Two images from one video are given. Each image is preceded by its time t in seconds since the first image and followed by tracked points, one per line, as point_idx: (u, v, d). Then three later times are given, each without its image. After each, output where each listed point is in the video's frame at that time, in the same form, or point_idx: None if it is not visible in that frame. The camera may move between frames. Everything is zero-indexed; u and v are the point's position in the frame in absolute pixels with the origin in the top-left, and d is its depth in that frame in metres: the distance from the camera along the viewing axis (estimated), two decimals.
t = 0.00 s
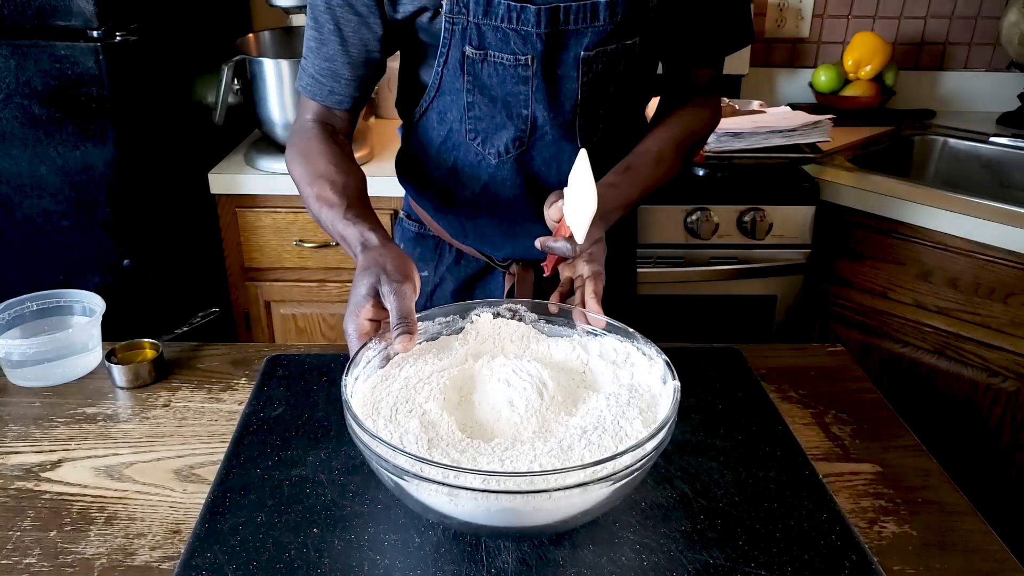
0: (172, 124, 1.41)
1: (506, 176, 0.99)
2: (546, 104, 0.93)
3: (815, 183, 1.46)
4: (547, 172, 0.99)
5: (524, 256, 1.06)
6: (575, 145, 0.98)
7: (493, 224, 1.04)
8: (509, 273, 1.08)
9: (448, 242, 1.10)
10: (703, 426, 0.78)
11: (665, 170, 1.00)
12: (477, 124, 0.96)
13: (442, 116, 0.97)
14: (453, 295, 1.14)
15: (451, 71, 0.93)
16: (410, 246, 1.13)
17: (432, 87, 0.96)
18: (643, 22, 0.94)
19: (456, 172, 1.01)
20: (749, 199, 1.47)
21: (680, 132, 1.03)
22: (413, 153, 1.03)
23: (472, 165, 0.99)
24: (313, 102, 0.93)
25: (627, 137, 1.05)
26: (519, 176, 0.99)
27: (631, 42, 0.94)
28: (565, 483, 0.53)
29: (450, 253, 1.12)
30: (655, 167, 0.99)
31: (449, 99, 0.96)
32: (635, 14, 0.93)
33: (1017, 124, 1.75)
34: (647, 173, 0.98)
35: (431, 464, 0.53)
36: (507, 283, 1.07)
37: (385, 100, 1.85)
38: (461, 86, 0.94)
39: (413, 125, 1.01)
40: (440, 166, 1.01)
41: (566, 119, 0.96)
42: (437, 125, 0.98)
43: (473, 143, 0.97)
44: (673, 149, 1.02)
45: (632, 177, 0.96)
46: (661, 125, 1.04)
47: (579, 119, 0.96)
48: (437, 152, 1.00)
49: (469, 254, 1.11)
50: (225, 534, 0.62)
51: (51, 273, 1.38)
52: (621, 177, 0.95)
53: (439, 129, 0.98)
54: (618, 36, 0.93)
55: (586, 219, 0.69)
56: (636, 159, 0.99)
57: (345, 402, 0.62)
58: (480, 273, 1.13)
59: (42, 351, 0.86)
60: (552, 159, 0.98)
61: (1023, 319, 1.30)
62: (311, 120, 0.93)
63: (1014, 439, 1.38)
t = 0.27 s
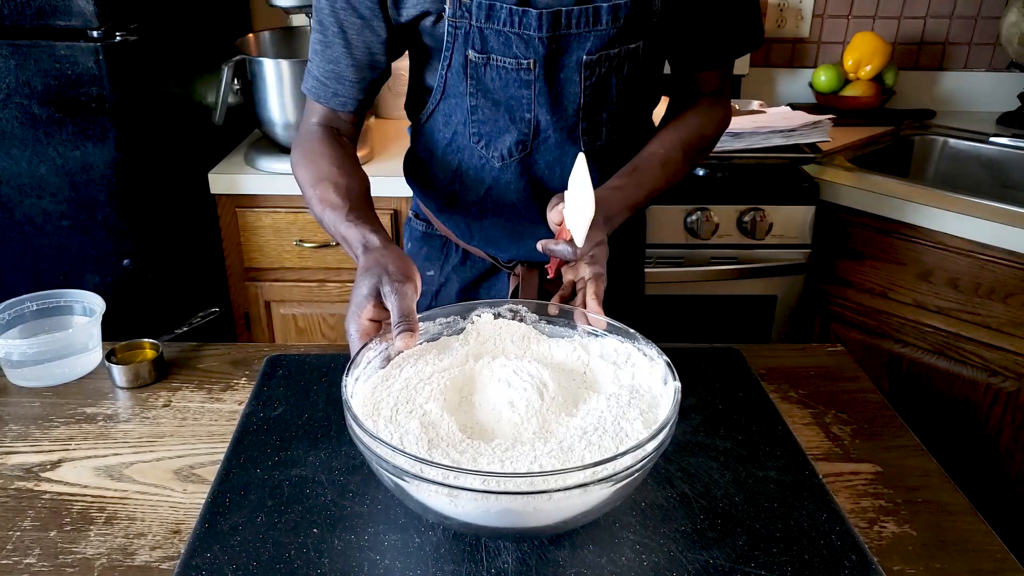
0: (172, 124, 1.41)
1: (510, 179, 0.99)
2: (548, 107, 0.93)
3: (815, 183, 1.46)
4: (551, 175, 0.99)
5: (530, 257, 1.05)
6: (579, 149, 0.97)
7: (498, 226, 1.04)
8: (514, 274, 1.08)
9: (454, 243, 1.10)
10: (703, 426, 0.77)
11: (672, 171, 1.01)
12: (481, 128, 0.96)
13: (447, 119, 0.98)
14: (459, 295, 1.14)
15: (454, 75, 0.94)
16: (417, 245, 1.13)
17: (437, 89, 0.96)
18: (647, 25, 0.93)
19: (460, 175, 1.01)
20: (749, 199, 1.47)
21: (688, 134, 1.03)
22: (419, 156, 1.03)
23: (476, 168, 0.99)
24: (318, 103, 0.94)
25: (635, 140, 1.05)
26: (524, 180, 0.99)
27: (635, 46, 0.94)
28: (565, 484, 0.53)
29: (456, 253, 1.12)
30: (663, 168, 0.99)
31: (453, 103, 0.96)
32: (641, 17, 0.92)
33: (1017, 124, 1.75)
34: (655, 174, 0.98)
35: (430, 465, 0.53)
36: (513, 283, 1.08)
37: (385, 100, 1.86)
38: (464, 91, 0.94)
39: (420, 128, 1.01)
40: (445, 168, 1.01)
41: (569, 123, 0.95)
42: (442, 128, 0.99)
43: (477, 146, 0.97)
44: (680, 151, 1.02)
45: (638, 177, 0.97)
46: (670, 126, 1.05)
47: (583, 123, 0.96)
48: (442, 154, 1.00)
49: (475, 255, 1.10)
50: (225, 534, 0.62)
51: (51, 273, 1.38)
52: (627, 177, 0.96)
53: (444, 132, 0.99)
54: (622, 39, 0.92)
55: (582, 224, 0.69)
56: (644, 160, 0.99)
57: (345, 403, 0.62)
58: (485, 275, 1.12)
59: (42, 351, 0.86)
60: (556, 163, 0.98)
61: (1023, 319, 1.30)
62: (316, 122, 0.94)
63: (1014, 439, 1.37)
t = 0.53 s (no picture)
0: (173, 124, 1.41)
1: (517, 172, 0.99)
2: (555, 98, 0.94)
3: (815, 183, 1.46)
4: (559, 170, 0.99)
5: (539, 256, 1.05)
6: (587, 141, 0.97)
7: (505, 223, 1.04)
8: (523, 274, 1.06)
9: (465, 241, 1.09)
10: (703, 427, 0.77)
11: (684, 174, 0.98)
12: (489, 120, 0.97)
13: (457, 113, 0.99)
14: (469, 294, 1.13)
15: (465, 66, 0.95)
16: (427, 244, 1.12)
17: (448, 81, 0.97)
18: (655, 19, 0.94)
19: (469, 170, 1.01)
20: (749, 199, 1.47)
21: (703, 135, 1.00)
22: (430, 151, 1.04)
23: (485, 162, 1.00)
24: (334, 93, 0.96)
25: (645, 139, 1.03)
26: (532, 173, 0.99)
27: (643, 39, 0.94)
28: (565, 485, 0.53)
29: (467, 252, 1.11)
30: (674, 172, 0.97)
31: (463, 95, 0.97)
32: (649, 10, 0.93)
33: (1017, 124, 1.75)
34: (666, 177, 0.96)
35: (430, 465, 0.53)
36: (519, 284, 1.02)
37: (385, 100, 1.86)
38: (474, 81, 0.95)
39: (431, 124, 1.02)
40: (455, 164, 1.02)
41: (576, 114, 0.95)
42: (452, 122, 1.00)
43: (485, 138, 0.98)
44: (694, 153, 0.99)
45: (648, 181, 0.94)
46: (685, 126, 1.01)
47: (590, 117, 0.96)
48: (452, 148, 1.01)
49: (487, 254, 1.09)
50: (225, 534, 0.62)
51: (52, 273, 1.38)
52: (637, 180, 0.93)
53: (454, 126, 1.00)
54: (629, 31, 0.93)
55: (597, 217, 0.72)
56: (655, 163, 0.96)
57: (345, 403, 0.62)
58: (495, 275, 1.12)
59: (42, 351, 0.86)
60: (563, 156, 0.98)
61: None
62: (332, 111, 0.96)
63: (1014, 439, 1.37)
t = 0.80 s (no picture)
0: (173, 124, 1.41)
1: (534, 150, 0.99)
2: (575, 75, 0.94)
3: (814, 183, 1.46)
4: (575, 152, 0.99)
5: (549, 245, 1.04)
6: (604, 120, 0.97)
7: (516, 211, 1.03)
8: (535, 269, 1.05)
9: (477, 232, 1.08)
10: (703, 427, 0.77)
11: (712, 153, 1.01)
12: (507, 98, 0.96)
13: (474, 91, 0.99)
14: (479, 287, 1.12)
15: (484, 42, 0.95)
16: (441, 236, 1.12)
17: (467, 58, 0.97)
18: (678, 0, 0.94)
19: (485, 150, 1.01)
20: (749, 199, 1.47)
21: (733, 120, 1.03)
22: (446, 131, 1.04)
23: (501, 142, 1.00)
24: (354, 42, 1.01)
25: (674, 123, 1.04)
26: (546, 154, 0.99)
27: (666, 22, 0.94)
28: (565, 485, 0.53)
29: (478, 245, 1.10)
30: (703, 148, 0.99)
31: (480, 74, 0.97)
32: None
33: (1017, 123, 1.75)
34: (695, 153, 0.98)
35: (430, 465, 0.53)
36: (530, 277, 1.05)
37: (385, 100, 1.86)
38: (493, 57, 0.95)
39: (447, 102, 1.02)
40: (471, 145, 1.02)
41: (594, 93, 0.95)
42: (469, 100, 1.00)
43: (502, 117, 0.98)
44: (724, 134, 1.02)
45: (678, 154, 0.96)
46: (719, 111, 1.05)
47: (608, 95, 0.96)
48: (469, 127, 1.01)
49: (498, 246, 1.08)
50: (225, 534, 0.62)
51: (52, 273, 1.38)
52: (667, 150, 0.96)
53: (471, 105, 1.00)
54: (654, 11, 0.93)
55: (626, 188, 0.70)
56: (686, 138, 1.00)
57: (345, 403, 0.62)
58: (506, 269, 1.10)
59: (42, 351, 0.86)
60: (580, 136, 0.98)
61: None
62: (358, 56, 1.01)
63: (1014, 438, 1.38)
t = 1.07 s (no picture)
0: (173, 124, 1.41)
1: (520, 142, 0.99)
2: (560, 66, 0.95)
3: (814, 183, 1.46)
4: (563, 144, 0.99)
5: (541, 237, 1.04)
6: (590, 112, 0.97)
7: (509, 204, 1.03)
8: (526, 260, 1.06)
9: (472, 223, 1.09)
10: (703, 427, 0.77)
11: (721, 140, 1.00)
12: (494, 88, 0.98)
13: (464, 83, 1.00)
14: (472, 277, 1.12)
15: (473, 34, 0.97)
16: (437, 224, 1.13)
17: (457, 51, 0.99)
18: None
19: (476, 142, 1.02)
20: (749, 200, 1.47)
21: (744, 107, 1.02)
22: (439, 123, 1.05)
23: (490, 134, 1.00)
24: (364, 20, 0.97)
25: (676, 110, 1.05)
26: (535, 145, 0.99)
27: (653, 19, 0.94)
28: (564, 485, 0.53)
29: (473, 235, 1.11)
30: (711, 137, 1.00)
31: (469, 66, 0.99)
32: None
33: (1017, 123, 1.75)
34: (702, 142, 0.98)
35: (430, 465, 0.53)
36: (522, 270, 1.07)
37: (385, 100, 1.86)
38: (482, 48, 0.97)
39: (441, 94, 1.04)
40: (461, 137, 1.03)
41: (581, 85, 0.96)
42: (458, 92, 1.01)
43: (490, 108, 0.99)
44: (734, 123, 1.01)
45: (684, 140, 0.97)
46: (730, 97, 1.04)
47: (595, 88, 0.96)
48: (459, 120, 1.02)
49: (491, 237, 1.08)
50: (225, 534, 0.62)
51: (52, 273, 1.38)
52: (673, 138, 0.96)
53: (461, 96, 1.01)
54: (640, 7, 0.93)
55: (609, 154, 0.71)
56: (694, 125, 1.00)
57: (345, 403, 0.62)
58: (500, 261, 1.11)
59: (42, 351, 0.86)
60: (566, 128, 0.98)
61: None
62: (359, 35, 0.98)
63: (1014, 438, 1.38)
